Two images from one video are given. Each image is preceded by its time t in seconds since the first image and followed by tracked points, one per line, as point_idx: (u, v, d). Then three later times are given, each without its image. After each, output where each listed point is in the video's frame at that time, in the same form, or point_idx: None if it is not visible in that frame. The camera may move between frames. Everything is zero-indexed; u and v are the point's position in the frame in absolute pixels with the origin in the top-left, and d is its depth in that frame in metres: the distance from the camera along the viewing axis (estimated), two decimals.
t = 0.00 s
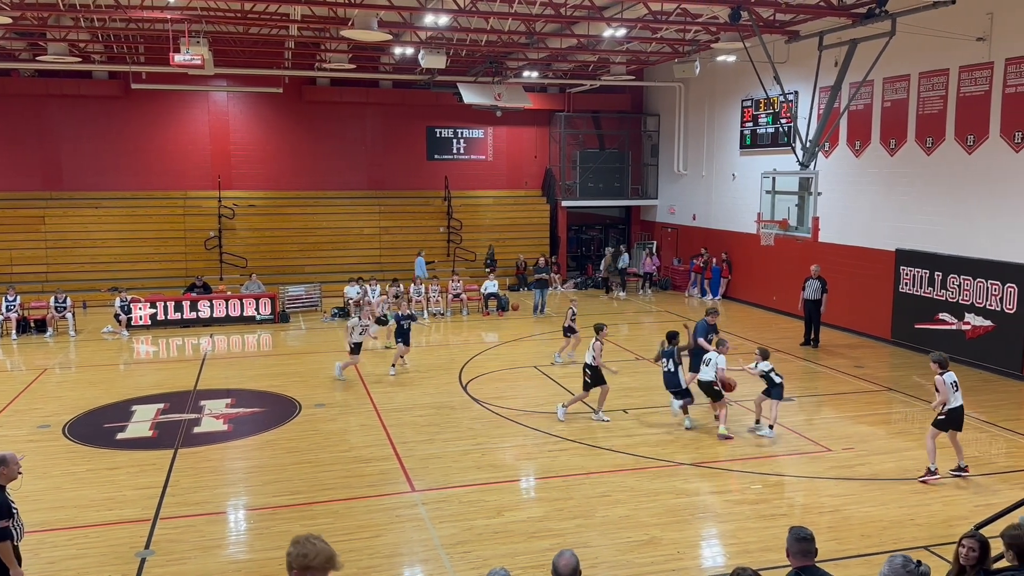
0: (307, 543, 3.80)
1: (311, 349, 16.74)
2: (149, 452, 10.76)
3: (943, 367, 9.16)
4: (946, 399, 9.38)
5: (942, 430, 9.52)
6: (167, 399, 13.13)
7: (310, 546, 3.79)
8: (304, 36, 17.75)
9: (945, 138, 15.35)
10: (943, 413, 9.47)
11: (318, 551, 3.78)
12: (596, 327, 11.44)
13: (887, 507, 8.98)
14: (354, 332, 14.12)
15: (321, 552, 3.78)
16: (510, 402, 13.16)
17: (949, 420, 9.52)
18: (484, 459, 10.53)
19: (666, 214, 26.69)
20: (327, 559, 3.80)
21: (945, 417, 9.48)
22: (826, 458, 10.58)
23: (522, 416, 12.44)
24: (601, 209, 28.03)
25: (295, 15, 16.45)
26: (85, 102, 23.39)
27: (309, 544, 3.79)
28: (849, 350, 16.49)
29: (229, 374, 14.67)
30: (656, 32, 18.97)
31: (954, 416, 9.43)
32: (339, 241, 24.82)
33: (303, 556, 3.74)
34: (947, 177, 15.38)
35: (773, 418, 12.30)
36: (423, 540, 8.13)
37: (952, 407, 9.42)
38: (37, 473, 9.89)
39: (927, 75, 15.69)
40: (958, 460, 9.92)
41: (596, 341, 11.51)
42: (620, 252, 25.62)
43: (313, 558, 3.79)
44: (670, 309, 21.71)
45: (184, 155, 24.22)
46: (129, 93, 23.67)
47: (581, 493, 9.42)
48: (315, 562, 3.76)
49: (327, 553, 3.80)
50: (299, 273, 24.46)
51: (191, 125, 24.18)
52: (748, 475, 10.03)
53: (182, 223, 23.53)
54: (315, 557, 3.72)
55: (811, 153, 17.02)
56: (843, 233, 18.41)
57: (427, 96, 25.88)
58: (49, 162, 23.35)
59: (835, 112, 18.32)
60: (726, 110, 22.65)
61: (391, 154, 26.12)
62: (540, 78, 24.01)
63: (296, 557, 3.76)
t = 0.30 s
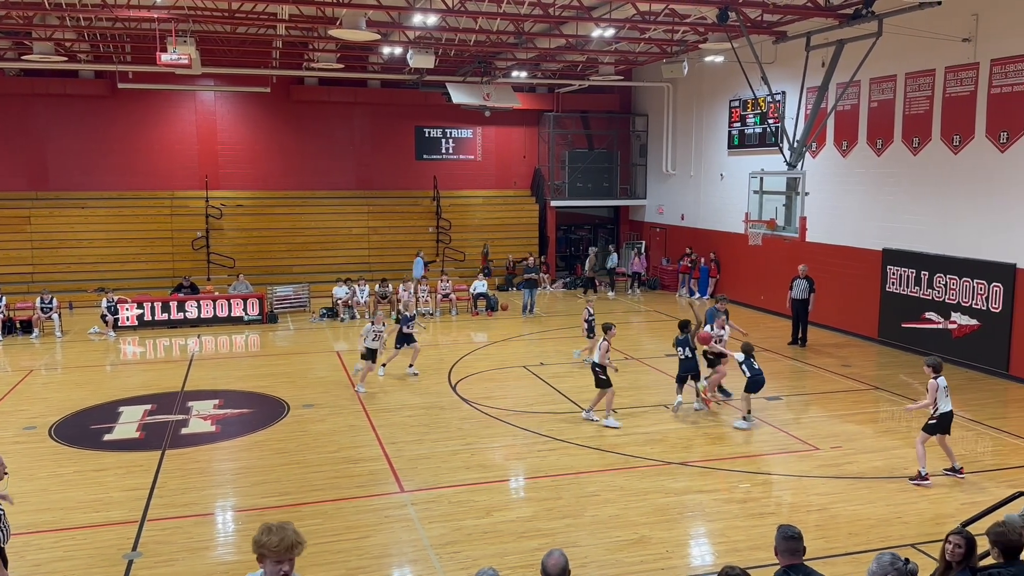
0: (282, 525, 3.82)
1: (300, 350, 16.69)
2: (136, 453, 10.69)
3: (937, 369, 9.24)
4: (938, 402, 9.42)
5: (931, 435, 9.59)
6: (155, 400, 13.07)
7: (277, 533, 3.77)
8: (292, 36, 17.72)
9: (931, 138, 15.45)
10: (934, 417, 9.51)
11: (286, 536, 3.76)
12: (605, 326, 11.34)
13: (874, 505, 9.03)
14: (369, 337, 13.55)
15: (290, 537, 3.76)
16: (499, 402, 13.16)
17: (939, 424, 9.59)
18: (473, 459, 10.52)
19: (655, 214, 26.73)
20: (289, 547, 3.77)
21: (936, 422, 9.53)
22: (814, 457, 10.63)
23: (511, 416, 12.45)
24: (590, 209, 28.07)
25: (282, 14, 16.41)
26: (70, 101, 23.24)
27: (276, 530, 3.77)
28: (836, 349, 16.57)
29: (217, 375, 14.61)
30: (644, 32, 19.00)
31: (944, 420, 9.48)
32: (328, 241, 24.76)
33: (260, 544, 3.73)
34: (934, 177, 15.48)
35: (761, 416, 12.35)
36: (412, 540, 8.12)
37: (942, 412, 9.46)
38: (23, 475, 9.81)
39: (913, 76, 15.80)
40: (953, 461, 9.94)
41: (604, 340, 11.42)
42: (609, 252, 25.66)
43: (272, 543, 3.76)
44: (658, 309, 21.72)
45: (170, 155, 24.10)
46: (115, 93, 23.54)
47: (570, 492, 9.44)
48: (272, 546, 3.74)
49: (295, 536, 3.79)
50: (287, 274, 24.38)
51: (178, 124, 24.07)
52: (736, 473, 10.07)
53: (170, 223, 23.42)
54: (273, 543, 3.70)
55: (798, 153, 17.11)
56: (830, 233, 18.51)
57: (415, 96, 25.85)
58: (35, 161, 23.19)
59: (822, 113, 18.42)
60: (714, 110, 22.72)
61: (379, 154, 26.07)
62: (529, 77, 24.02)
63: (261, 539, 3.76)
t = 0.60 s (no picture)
0: (265, 522, 3.92)
1: (288, 350, 16.65)
2: (124, 454, 10.63)
3: (916, 368, 9.45)
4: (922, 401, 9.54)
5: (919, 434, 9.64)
6: (142, 401, 13.00)
7: (265, 527, 3.90)
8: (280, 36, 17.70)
9: (918, 138, 15.54)
10: (921, 417, 9.57)
11: (269, 532, 3.88)
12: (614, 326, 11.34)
13: (863, 504, 9.08)
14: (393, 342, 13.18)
15: (271, 533, 3.88)
16: (488, 402, 13.16)
17: (925, 423, 9.64)
18: (463, 459, 10.51)
19: (644, 213, 26.78)
20: (278, 542, 3.92)
21: (923, 422, 9.59)
22: (802, 455, 10.67)
23: (500, 415, 12.46)
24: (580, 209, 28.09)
25: (270, 14, 16.37)
26: (56, 100, 23.08)
27: (264, 525, 3.89)
28: (824, 349, 16.65)
29: (206, 375, 14.56)
30: (633, 32, 19.04)
31: (931, 419, 9.53)
32: (316, 241, 24.69)
33: (248, 539, 3.83)
34: (921, 176, 15.56)
35: (750, 416, 12.40)
36: (402, 541, 8.10)
37: (929, 411, 9.52)
38: (8, 477, 9.74)
39: (900, 76, 15.90)
40: (935, 455, 10.09)
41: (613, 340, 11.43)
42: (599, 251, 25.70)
43: (261, 539, 3.89)
44: (648, 309, 21.72)
45: (158, 154, 23.97)
46: (102, 92, 23.40)
47: (560, 492, 9.45)
48: (262, 542, 3.86)
49: (280, 533, 3.92)
50: (276, 274, 24.29)
51: (165, 123, 23.94)
52: (725, 473, 10.10)
53: (157, 223, 23.29)
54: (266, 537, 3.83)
55: (787, 153, 17.20)
56: (818, 233, 18.60)
57: (404, 96, 25.81)
58: (21, 161, 23.03)
59: (809, 113, 18.52)
60: (702, 110, 22.80)
61: (368, 154, 26.02)
62: (518, 77, 24.03)
63: (248, 534, 3.87)
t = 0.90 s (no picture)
0: (276, 517, 3.91)
1: (277, 351, 16.61)
2: (111, 456, 10.57)
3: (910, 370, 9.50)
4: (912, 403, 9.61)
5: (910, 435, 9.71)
6: (130, 402, 12.94)
7: (277, 522, 3.89)
8: (269, 36, 17.64)
9: (906, 139, 15.63)
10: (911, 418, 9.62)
11: (281, 528, 3.87)
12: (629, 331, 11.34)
13: (851, 502, 9.12)
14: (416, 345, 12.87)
15: (283, 529, 3.86)
16: (478, 402, 13.16)
17: (915, 424, 9.70)
18: (453, 459, 10.51)
19: (634, 213, 26.82)
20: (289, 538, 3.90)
21: (912, 423, 9.64)
22: (791, 454, 10.72)
23: (489, 415, 12.47)
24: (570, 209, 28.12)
25: (259, 13, 16.32)
26: (43, 100, 22.93)
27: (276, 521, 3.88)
28: (812, 348, 16.73)
29: (194, 376, 14.51)
30: (623, 33, 19.06)
31: (921, 421, 9.59)
32: (306, 241, 24.62)
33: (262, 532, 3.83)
34: (908, 176, 15.64)
35: (739, 415, 12.45)
36: (392, 542, 8.08)
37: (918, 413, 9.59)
38: None
39: (888, 77, 15.99)
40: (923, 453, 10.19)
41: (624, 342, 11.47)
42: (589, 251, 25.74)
43: (272, 533, 3.89)
44: (638, 309, 21.72)
45: (145, 154, 23.85)
46: (89, 91, 23.25)
47: (549, 491, 9.45)
48: (274, 538, 3.85)
49: (290, 530, 3.90)
50: (264, 274, 24.21)
51: (153, 123, 23.83)
52: (714, 472, 10.13)
53: (145, 223, 23.19)
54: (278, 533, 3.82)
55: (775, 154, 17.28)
56: (806, 233, 18.68)
57: (394, 96, 25.77)
58: (7, 161, 22.89)
59: (797, 113, 18.60)
60: (691, 110, 22.86)
61: (357, 154, 25.97)
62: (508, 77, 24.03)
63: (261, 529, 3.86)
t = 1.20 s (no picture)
0: (305, 510, 3.92)
1: (267, 351, 16.54)
2: (99, 457, 10.51)
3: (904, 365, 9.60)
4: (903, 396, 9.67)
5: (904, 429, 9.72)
6: (119, 403, 12.87)
7: (306, 516, 3.90)
8: (258, 35, 17.57)
9: (894, 138, 15.70)
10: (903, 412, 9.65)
11: (310, 523, 3.87)
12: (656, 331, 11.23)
13: (840, 501, 9.16)
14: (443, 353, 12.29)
15: (313, 524, 3.87)
16: (468, 401, 13.15)
17: (907, 420, 9.74)
18: (443, 459, 10.50)
19: (624, 213, 26.84)
20: (316, 533, 3.90)
21: (904, 417, 9.68)
22: (781, 452, 10.76)
23: (480, 415, 12.46)
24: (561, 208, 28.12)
25: (248, 11, 16.25)
26: (31, 99, 22.79)
27: (302, 516, 3.87)
28: (802, 347, 16.78)
29: (184, 376, 14.44)
30: (613, 32, 19.07)
31: (912, 415, 9.65)
32: (295, 241, 24.56)
33: (289, 527, 3.84)
34: (896, 176, 15.72)
35: (728, 414, 12.48)
36: (382, 542, 8.06)
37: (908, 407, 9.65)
38: None
39: (876, 77, 16.07)
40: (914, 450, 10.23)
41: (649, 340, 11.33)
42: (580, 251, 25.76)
43: (300, 528, 3.90)
44: (629, 309, 21.69)
45: (134, 154, 23.74)
46: (76, 90, 23.12)
47: (540, 491, 9.45)
48: (301, 533, 3.86)
49: (319, 525, 3.90)
50: (254, 275, 24.13)
51: (142, 122, 23.72)
52: (704, 470, 10.15)
53: (134, 223, 23.08)
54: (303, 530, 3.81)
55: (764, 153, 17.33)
56: (795, 233, 18.76)
57: (383, 95, 25.72)
58: None
59: (787, 113, 18.66)
60: (681, 110, 22.90)
61: (347, 153, 25.91)
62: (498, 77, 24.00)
63: (288, 523, 3.88)
